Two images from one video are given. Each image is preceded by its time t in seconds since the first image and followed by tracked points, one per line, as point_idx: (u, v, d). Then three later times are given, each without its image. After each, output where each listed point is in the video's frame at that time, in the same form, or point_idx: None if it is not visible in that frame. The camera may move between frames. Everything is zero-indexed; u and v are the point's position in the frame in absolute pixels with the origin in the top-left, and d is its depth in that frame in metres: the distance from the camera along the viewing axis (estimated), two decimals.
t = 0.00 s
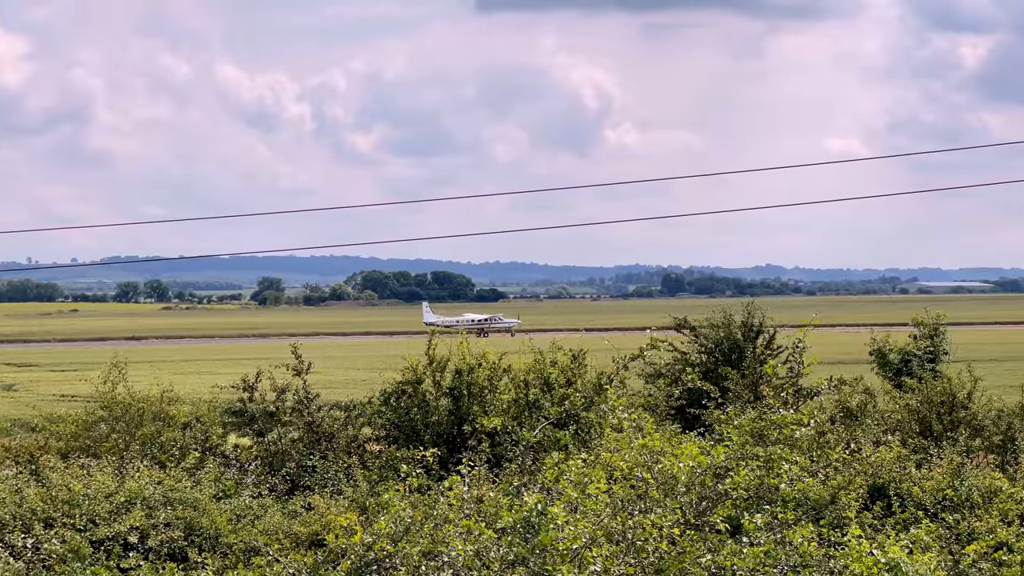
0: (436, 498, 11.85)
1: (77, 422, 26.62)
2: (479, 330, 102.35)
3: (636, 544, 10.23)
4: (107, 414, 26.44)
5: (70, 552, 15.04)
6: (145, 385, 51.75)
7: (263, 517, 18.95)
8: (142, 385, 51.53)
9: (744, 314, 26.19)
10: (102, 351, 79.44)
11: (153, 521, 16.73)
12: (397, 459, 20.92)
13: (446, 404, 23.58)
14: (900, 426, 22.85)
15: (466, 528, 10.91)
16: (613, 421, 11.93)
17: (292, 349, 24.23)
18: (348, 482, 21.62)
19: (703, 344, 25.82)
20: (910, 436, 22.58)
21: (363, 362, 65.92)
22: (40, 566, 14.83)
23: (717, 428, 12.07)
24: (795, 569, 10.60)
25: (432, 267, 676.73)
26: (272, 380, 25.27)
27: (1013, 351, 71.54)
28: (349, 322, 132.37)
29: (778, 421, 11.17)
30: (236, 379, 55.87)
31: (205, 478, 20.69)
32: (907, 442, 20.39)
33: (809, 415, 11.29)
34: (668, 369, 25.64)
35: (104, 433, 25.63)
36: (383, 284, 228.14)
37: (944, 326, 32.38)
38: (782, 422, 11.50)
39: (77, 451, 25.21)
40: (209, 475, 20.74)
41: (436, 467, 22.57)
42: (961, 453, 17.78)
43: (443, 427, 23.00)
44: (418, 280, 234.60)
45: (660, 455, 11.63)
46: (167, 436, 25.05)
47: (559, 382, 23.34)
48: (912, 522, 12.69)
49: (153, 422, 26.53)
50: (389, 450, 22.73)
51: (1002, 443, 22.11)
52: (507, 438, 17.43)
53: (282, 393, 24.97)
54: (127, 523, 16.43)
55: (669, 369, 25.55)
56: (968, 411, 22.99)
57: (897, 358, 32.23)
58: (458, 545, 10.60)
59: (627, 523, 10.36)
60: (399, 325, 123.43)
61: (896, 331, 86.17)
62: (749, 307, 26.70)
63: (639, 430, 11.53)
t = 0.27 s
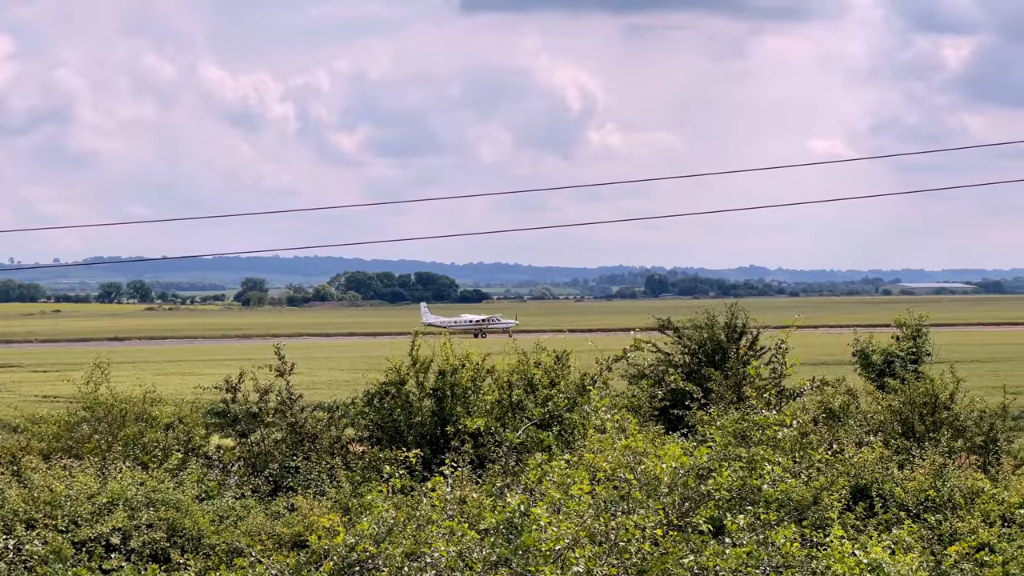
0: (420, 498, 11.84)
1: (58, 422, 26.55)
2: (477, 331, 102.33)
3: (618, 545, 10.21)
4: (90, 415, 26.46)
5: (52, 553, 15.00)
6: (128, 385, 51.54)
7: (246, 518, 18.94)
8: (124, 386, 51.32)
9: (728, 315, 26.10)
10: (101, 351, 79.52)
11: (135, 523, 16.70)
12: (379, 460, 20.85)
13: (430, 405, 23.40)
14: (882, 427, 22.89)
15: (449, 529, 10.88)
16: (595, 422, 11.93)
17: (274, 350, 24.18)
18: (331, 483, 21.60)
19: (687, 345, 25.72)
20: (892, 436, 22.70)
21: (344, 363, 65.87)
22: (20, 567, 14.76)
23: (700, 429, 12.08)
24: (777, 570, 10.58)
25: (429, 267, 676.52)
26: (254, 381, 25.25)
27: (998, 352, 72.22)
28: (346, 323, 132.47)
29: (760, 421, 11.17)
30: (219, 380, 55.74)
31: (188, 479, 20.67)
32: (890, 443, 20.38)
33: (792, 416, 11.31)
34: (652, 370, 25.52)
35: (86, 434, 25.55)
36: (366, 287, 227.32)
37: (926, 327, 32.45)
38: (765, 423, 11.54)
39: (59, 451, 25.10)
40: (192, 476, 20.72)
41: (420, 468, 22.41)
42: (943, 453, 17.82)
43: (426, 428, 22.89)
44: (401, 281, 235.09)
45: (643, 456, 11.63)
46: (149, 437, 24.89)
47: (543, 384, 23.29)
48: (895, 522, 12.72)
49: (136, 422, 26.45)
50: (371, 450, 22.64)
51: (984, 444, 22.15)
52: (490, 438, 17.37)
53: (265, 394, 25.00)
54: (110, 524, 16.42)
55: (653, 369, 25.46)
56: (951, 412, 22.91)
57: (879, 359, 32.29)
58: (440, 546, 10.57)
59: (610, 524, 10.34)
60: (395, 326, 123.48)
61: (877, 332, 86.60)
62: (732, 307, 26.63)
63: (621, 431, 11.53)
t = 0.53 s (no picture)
0: (403, 498, 11.82)
1: (39, 422, 26.55)
2: (475, 331, 102.42)
3: (601, 546, 10.21)
4: (72, 415, 26.33)
5: (33, 554, 14.91)
6: (110, 385, 51.37)
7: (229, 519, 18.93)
8: (107, 386, 51.15)
9: (711, 316, 26.01)
10: (99, 351, 79.61)
11: (118, 523, 16.69)
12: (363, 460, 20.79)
13: (413, 406, 23.39)
14: (864, 428, 22.92)
15: (432, 529, 10.87)
16: (578, 421, 11.93)
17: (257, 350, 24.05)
18: (315, 484, 21.63)
19: (670, 346, 25.62)
20: (874, 437, 22.71)
21: (325, 364, 65.84)
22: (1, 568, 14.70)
23: (683, 429, 12.10)
24: (759, 570, 10.58)
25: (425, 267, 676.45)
26: (238, 381, 25.18)
27: (979, 352, 73.07)
28: (344, 323, 132.58)
29: (743, 422, 11.20)
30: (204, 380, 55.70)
31: (170, 479, 20.65)
32: (873, 443, 20.34)
33: (774, 417, 11.34)
34: (636, 371, 25.39)
35: (69, 434, 25.44)
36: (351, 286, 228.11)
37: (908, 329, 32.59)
38: (748, 423, 11.56)
39: (42, 452, 25.04)
40: (175, 476, 20.70)
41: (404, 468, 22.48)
42: (925, 454, 17.88)
43: (410, 429, 22.84)
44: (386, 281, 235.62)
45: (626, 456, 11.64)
46: (132, 437, 24.78)
47: (527, 384, 23.36)
48: (877, 522, 12.75)
49: (118, 422, 26.32)
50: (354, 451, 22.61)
51: (966, 444, 22.33)
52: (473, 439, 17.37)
53: (248, 393, 24.84)
54: (92, 524, 16.41)
55: (636, 371, 25.41)
56: (933, 412, 22.90)
57: (862, 360, 32.37)
58: (423, 547, 10.53)
59: (593, 525, 10.32)
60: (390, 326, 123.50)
61: (860, 333, 87.03)
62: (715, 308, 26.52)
63: (604, 431, 11.52)
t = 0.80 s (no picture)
0: (386, 499, 11.77)
1: (20, 423, 26.41)
2: (474, 331, 102.50)
3: (584, 546, 10.18)
4: (54, 415, 26.30)
5: (15, 555, 14.83)
6: (93, 386, 51.22)
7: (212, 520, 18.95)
8: (89, 387, 51.01)
9: (694, 316, 26.12)
10: (97, 351, 79.77)
11: (99, 524, 16.65)
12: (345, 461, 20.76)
13: (396, 406, 23.34)
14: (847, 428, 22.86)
15: (415, 530, 10.84)
16: (562, 422, 11.92)
17: (240, 350, 24.03)
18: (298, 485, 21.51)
19: (654, 347, 25.76)
20: (856, 438, 22.73)
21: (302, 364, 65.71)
22: None
23: (666, 429, 12.10)
24: (742, 571, 10.57)
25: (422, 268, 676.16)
26: (220, 382, 25.10)
27: (961, 352, 73.84)
28: (341, 323, 132.63)
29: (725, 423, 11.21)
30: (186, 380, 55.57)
31: (152, 480, 20.61)
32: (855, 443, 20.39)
33: (756, 417, 11.35)
34: (618, 371, 25.37)
35: (51, 435, 25.41)
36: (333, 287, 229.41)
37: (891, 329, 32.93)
38: (730, 424, 11.56)
39: (23, 453, 24.89)
40: (157, 477, 20.69)
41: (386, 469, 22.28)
42: (906, 455, 17.91)
43: (392, 429, 22.75)
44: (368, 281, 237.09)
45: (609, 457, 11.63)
46: (114, 438, 24.71)
47: (509, 385, 23.49)
48: (859, 522, 12.77)
49: (100, 423, 26.23)
50: (336, 452, 22.59)
51: (948, 445, 21.99)
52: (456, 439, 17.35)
53: (231, 394, 24.95)
54: (73, 525, 16.41)
55: (619, 371, 25.35)
56: (915, 412, 22.90)
57: (844, 360, 32.43)
58: (406, 548, 10.49)
59: (576, 525, 10.30)
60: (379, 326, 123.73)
61: (845, 334, 87.45)
62: (698, 308, 26.68)
63: (587, 432, 11.50)
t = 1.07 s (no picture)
0: (368, 501, 11.72)
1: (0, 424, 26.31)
2: (472, 332, 102.61)
3: (566, 548, 10.17)
4: (34, 416, 26.23)
5: None
6: (74, 388, 51.07)
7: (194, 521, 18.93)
8: (70, 389, 50.87)
9: (677, 317, 26.24)
10: (95, 351, 79.96)
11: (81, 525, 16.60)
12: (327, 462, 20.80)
13: (379, 407, 23.36)
14: (829, 429, 22.83)
15: (397, 531, 10.82)
16: (544, 423, 11.89)
17: (222, 351, 23.91)
18: (280, 486, 21.46)
19: (637, 348, 25.84)
20: (838, 438, 22.69)
21: (287, 365, 66.01)
22: None
23: (648, 430, 12.10)
24: (724, 572, 10.55)
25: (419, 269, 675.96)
26: (202, 383, 25.03)
27: (943, 353, 74.51)
28: (337, 324, 133.01)
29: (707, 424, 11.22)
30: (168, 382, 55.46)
31: (134, 481, 20.52)
32: (837, 444, 20.45)
33: (739, 419, 11.36)
34: (602, 373, 25.56)
35: (32, 436, 25.34)
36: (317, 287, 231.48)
37: (873, 330, 33.09)
38: (712, 425, 11.58)
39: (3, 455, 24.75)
40: (139, 478, 20.62)
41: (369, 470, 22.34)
42: (889, 456, 17.94)
43: (375, 430, 22.77)
44: (351, 282, 238.91)
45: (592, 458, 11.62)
46: (96, 439, 24.59)
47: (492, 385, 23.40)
48: (841, 524, 12.83)
49: (81, 424, 26.09)
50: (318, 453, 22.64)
51: (930, 446, 22.07)
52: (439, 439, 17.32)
53: (213, 396, 24.86)
54: (55, 526, 16.35)
55: (602, 373, 25.54)
56: (897, 413, 22.91)
57: (827, 362, 32.51)
58: (388, 549, 10.46)
59: (558, 527, 10.28)
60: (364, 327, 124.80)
61: (825, 336, 88.36)
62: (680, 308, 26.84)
63: (569, 433, 11.48)
